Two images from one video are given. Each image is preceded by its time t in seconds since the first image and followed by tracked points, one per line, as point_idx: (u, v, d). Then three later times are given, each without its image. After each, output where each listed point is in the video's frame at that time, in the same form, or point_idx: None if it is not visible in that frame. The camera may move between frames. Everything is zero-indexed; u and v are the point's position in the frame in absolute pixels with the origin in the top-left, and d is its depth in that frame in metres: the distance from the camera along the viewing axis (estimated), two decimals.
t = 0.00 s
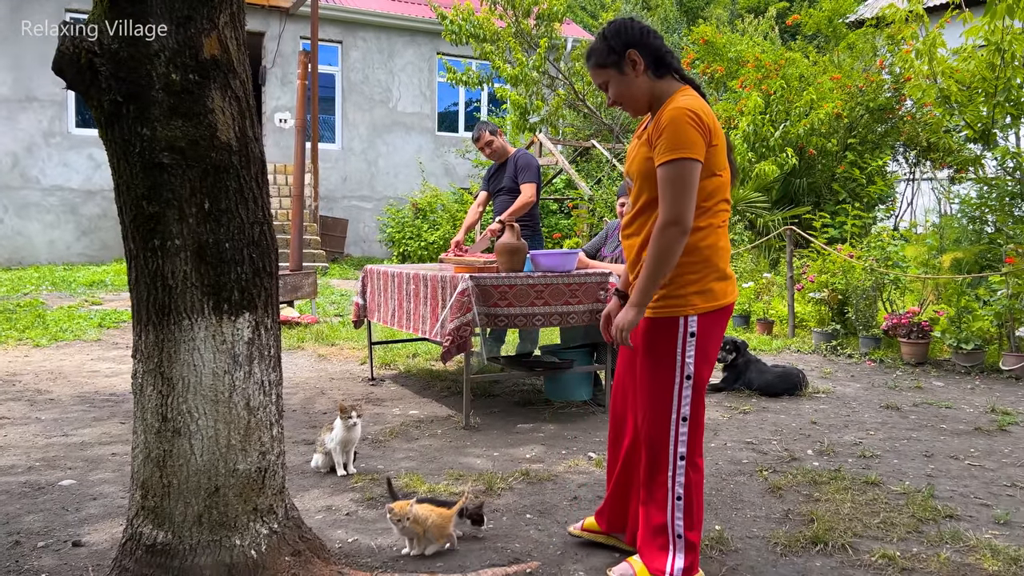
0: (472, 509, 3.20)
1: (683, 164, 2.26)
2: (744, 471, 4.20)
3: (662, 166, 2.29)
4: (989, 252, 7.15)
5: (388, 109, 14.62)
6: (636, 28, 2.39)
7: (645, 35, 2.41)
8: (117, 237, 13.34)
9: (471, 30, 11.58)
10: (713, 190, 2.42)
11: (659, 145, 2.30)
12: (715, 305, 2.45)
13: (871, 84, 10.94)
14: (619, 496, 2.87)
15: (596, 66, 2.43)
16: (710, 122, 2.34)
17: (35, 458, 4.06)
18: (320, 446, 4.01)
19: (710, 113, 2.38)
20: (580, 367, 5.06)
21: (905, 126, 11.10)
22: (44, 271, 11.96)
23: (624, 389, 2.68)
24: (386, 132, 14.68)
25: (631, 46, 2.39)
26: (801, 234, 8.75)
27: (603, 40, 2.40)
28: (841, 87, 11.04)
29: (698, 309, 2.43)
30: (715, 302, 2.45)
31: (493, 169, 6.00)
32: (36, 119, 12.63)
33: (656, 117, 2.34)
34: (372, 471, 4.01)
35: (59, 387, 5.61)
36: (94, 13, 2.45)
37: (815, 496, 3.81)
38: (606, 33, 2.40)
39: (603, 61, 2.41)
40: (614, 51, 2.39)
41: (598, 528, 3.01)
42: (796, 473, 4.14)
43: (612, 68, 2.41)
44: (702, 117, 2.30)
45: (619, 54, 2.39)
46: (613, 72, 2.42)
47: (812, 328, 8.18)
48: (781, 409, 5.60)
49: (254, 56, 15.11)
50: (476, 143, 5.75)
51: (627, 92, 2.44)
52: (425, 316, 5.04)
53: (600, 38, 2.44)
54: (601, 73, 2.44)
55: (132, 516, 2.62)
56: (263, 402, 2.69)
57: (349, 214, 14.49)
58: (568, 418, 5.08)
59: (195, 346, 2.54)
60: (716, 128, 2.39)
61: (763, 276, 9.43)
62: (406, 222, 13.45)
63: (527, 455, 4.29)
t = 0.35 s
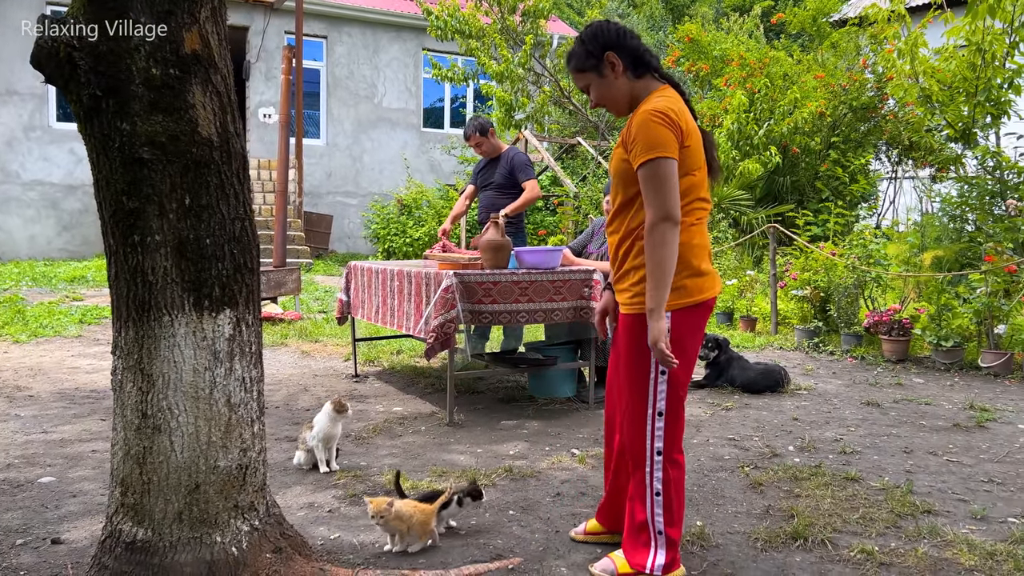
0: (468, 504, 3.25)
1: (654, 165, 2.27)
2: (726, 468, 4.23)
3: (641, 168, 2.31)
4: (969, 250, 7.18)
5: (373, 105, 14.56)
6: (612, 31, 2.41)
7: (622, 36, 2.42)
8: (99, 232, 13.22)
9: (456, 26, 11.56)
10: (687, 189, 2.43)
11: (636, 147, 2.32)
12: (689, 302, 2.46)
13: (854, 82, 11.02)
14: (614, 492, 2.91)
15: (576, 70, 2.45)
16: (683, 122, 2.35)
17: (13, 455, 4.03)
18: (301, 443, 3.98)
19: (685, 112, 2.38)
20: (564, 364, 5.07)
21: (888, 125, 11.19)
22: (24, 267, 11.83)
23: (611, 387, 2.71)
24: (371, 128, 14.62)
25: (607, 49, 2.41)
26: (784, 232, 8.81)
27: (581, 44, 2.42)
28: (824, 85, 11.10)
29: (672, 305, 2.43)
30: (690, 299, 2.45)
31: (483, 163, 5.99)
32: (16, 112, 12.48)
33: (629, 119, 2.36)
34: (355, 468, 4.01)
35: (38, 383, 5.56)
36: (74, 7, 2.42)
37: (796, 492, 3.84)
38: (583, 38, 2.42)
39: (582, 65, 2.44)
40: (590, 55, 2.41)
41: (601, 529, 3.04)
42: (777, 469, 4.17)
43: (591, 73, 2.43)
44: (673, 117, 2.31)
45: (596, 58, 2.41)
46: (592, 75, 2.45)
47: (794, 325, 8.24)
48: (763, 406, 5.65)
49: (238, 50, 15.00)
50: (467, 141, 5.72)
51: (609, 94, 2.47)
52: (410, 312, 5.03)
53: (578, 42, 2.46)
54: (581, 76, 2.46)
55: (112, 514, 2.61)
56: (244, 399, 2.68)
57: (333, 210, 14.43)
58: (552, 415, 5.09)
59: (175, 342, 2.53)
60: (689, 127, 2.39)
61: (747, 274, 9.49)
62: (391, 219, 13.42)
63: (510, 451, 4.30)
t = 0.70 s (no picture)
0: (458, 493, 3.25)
1: (598, 204, 2.33)
2: (709, 467, 4.26)
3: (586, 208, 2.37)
4: (950, 252, 7.33)
5: (358, 105, 14.52)
6: (550, 83, 2.49)
7: (560, 86, 2.50)
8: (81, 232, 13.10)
9: (442, 26, 11.56)
10: (659, 206, 2.44)
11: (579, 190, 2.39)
12: (696, 307, 2.45)
13: (837, 85, 11.12)
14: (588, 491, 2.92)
15: (520, 121, 2.56)
16: (626, 152, 2.40)
17: None
18: (285, 445, 3.95)
19: (628, 144, 2.44)
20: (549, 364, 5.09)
21: (871, 127, 11.28)
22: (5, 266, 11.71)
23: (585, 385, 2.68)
24: (357, 128, 14.59)
25: (547, 101, 2.51)
26: (768, 233, 8.87)
27: (522, 97, 2.53)
28: (808, 87, 11.19)
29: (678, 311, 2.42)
30: (698, 302, 2.45)
31: (469, 163, 5.98)
32: None
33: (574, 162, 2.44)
34: (339, 469, 4.00)
35: (19, 384, 5.50)
36: (55, 5, 2.40)
37: (778, 491, 3.88)
38: (523, 91, 2.52)
39: (525, 117, 2.54)
40: (532, 106, 2.51)
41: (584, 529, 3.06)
42: (760, 469, 4.21)
43: (533, 123, 2.53)
44: (613, 152, 2.37)
45: (537, 110, 2.51)
46: (534, 125, 2.54)
47: (778, 326, 8.32)
48: (747, 405, 5.69)
49: (223, 48, 14.91)
50: (457, 143, 5.69)
51: (552, 141, 2.56)
52: (395, 313, 5.03)
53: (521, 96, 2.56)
54: (525, 127, 2.56)
55: (93, 515, 2.59)
56: (227, 399, 2.67)
57: (318, 209, 14.38)
58: (537, 416, 5.10)
59: (158, 343, 2.52)
60: (636, 155, 2.44)
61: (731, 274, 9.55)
62: (376, 219, 13.39)
63: (495, 452, 4.30)
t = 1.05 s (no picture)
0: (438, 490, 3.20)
1: (540, 368, 2.53)
2: (696, 469, 4.28)
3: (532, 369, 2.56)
4: (933, 254, 7.26)
5: (345, 106, 14.48)
6: (508, 256, 2.79)
7: (516, 256, 2.80)
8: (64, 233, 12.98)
9: (429, 28, 11.56)
10: (625, 345, 2.61)
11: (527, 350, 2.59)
12: (674, 420, 2.64)
13: (823, 88, 11.20)
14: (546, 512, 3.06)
15: (482, 287, 2.86)
16: (576, 314, 2.56)
17: None
18: (270, 448, 3.94)
19: (580, 304, 2.58)
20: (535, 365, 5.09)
21: (856, 131, 11.37)
22: None
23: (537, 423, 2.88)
24: (344, 129, 14.54)
25: (504, 271, 2.80)
26: (753, 235, 8.92)
27: (483, 267, 2.84)
28: (794, 91, 11.26)
29: (654, 419, 2.62)
30: (676, 417, 2.63)
31: (441, 166, 5.98)
32: None
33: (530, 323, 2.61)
34: (326, 471, 3.99)
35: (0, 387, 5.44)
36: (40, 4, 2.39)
37: (764, 492, 3.90)
38: (484, 262, 2.83)
39: (487, 283, 2.85)
40: (490, 276, 2.82)
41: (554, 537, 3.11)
42: (746, 470, 4.23)
43: (494, 290, 2.84)
44: (561, 322, 2.52)
45: (497, 279, 2.81)
46: (495, 290, 2.85)
47: (764, 327, 8.36)
48: (732, 407, 5.72)
49: (209, 49, 14.83)
50: (434, 146, 5.66)
51: (511, 305, 2.86)
52: (381, 315, 5.01)
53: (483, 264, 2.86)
54: (487, 292, 2.86)
55: (77, 518, 2.57)
56: (213, 401, 2.66)
57: (305, 211, 14.33)
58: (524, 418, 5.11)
59: (142, 344, 2.50)
60: (589, 308, 2.59)
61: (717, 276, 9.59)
62: (362, 220, 13.36)
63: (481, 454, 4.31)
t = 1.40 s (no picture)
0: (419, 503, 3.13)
1: (529, 403, 2.54)
2: (686, 470, 4.29)
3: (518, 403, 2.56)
4: (921, 256, 7.43)
5: (335, 107, 14.45)
6: (509, 293, 2.62)
7: (516, 295, 2.63)
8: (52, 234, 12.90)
9: (420, 30, 11.56)
10: (611, 403, 2.63)
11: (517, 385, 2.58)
12: (642, 488, 2.66)
13: (812, 91, 11.26)
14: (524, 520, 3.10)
15: (474, 320, 2.66)
16: (576, 358, 2.58)
17: None
18: (259, 451, 3.91)
19: (577, 351, 2.60)
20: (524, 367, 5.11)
21: (844, 133, 11.45)
22: None
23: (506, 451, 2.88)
24: (334, 131, 14.51)
25: (501, 309, 2.63)
26: (743, 237, 8.95)
27: (479, 300, 2.64)
28: (783, 94, 11.30)
29: (623, 481, 2.64)
30: (644, 485, 2.65)
31: (435, 164, 5.97)
32: None
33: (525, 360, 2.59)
34: (315, 474, 3.97)
35: None
36: (27, 3, 2.37)
37: (754, 494, 3.92)
38: (482, 295, 2.63)
39: (480, 317, 2.65)
40: (487, 312, 2.63)
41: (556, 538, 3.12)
42: (736, 471, 4.25)
43: (489, 326, 2.65)
44: (562, 362, 2.55)
45: (493, 315, 2.63)
46: (488, 325, 2.65)
47: (754, 329, 8.39)
48: (722, 409, 5.75)
49: (198, 49, 14.77)
50: (435, 141, 5.65)
51: (501, 343, 2.67)
52: (372, 317, 4.99)
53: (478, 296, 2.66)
54: (478, 326, 2.66)
55: (65, 522, 2.55)
56: (202, 404, 2.65)
57: (294, 212, 14.29)
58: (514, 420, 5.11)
59: (131, 347, 2.49)
60: (587, 357, 2.61)
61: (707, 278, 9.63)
62: (353, 222, 13.35)
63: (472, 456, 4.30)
